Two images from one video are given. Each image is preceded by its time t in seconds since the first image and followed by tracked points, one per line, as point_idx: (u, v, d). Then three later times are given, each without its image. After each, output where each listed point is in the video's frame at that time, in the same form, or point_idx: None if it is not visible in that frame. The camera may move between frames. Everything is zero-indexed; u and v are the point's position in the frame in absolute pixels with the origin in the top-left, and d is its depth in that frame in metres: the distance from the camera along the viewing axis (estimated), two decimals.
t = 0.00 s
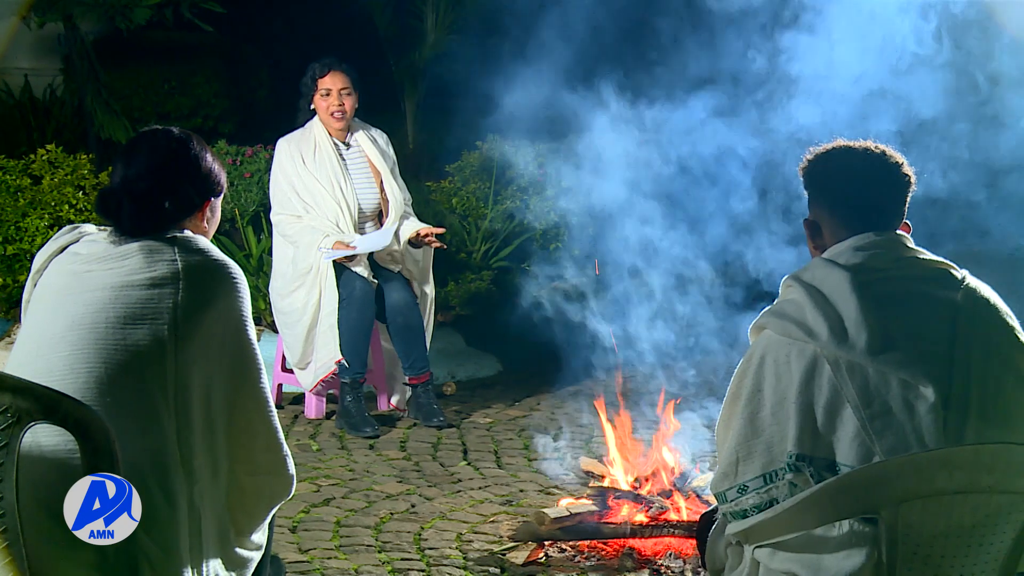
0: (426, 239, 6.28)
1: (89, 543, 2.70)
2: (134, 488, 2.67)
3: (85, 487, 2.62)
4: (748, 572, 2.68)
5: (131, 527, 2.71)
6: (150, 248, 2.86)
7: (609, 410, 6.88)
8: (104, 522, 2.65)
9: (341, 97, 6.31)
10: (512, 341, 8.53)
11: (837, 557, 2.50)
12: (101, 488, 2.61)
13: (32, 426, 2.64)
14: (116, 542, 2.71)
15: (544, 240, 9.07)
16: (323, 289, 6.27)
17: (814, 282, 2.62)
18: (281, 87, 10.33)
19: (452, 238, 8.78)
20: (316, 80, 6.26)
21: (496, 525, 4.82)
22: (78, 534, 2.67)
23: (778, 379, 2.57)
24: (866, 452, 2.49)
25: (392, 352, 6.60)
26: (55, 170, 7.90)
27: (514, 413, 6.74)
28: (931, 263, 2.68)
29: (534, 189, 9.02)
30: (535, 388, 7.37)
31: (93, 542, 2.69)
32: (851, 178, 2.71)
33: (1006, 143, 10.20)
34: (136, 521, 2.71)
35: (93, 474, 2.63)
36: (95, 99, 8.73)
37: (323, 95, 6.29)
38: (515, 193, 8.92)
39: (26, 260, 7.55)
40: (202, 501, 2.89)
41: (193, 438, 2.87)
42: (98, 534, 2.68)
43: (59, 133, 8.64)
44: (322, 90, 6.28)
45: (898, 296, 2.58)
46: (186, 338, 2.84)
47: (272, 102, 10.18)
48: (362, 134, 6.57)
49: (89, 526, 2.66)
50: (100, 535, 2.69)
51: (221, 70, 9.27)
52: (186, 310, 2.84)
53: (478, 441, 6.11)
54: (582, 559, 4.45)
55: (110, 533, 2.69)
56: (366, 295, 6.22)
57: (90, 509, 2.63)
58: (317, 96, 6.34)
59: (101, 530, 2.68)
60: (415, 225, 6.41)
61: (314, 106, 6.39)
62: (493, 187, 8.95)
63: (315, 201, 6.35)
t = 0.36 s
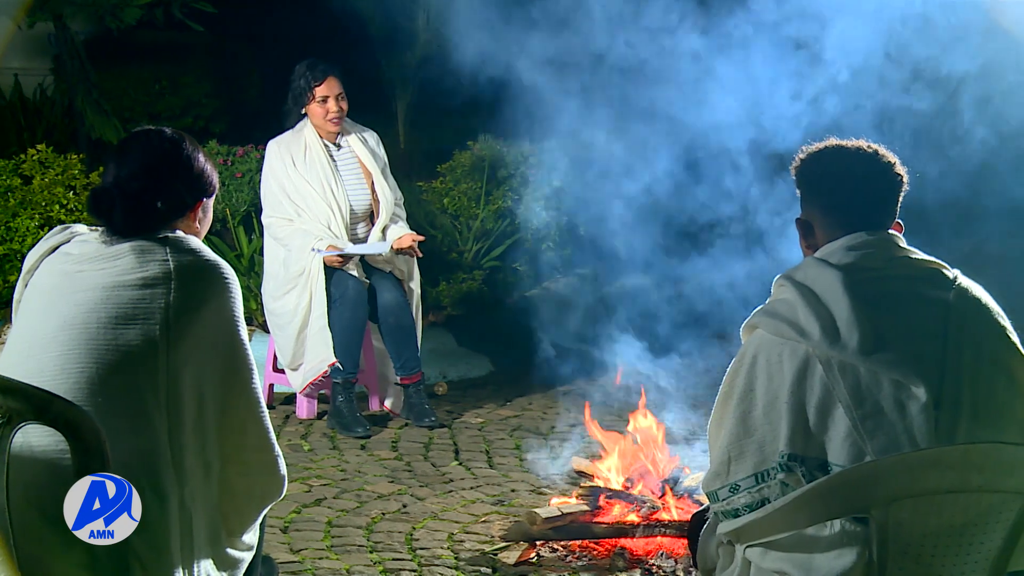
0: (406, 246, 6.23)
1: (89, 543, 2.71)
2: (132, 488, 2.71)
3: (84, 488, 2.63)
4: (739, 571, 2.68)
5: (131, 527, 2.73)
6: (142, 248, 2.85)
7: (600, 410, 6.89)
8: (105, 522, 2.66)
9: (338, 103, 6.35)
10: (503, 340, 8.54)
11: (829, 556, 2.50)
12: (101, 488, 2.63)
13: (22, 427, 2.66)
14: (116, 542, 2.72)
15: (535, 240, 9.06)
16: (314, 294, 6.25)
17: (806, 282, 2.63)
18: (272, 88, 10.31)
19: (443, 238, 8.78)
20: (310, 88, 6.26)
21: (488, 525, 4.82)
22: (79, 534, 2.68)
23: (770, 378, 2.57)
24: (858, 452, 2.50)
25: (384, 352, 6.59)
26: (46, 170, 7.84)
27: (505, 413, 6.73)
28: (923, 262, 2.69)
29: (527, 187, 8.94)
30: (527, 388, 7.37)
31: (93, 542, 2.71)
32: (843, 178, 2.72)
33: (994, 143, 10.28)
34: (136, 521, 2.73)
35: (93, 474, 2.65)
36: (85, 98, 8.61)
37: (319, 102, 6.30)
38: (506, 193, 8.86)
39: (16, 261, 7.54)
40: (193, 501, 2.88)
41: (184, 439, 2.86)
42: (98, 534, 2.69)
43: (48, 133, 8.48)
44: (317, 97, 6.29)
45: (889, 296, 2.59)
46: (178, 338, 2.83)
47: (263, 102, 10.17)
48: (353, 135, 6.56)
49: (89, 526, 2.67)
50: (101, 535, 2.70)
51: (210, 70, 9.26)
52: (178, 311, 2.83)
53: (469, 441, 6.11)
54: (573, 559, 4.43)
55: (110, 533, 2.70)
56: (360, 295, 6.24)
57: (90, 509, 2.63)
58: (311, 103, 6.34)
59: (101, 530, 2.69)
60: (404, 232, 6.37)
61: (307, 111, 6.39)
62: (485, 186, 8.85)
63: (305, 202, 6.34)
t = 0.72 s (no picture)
0: (398, 247, 6.23)
1: (89, 544, 2.72)
2: (134, 487, 2.75)
3: (84, 488, 2.67)
4: (733, 570, 2.69)
5: (131, 527, 2.75)
6: (138, 249, 2.84)
7: (593, 410, 6.90)
8: (105, 522, 2.69)
9: (330, 105, 6.32)
10: (497, 340, 8.55)
11: (821, 556, 2.51)
12: (102, 488, 2.67)
13: (15, 428, 2.66)
14: (116, 542, 2.74)
15: (528, 240, 9.05)
16: (306, 299, 6.27)
17: (799, 282, 2.64)
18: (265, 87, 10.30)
19: (436, 238, 8.80)
20: (303, 89, 6.24)
21: (481, 525, 4.82)
22: (78, 535, 2.70)
23: (763, 378, 2.58)
24: (851, 452, 2.51)
25: (377, 352, 6.59)
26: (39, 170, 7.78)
27: (498, 413, 6.73)
28: (916, 262, 2.70)
29: (520, 189, 8.93)
30: (520, 388, 7.37)
31: (93, 543, 2.72)
32: (837, 178, 2.73)
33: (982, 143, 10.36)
34: (136, 522, 2.75)
35: (94, 475, 2.70)
36: (78, 97, 8.60)
37: (311, 104, 6.27)
38: (500, 194, 8.83)
39: (9, 260, 7.52)
40: (186, 503, 2.87)
41: (178, 440, 2.85)
42: (98, 534, 2.71)
43: (41, 133, 8.31)
44: (309, 98, 6.26)
45: (882, 295, 2.60)
46: (173, 340, 2.82)
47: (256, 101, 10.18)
48: (344, 136, 6.54)
49: (89, 526, 2.70)
50: (100, 535, 2.72)
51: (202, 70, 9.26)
52: (173, 312, 2.82)
53: (462, 441, 6.11)
54: (566, 559, 4.45)
55: (110, 533, 2.73)
56: (352, 296, 6.19)
57: (90, 509, 2.66)
58: (302, 105, 6.31)
59: (101, 530, 2.71)
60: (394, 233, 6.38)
61: (298, 114, 6.36)
62: (478, 187, 8.85)
63: (296, 205, 6.32)
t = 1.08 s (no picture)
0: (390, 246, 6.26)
1: (89, 543, 2.72)
2: (134, 487, 2.74)
3: (84, 487, 2.66)
4: (726, 570, 2.68)
5: (131, 527, 2.75)
6: (133, 250, 2.83)
7: (587, 409, 6.90)
8: (105, 522, 2.68)
9: (320, 104, 6.32)
10: (491, 339, 8.56)
11: (814, 555, 2.51)
12: (101, 488, 2.66)
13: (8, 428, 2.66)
14: (116, 542, 2.74)
15: (522, 240, 8.98)
16: (300, 297, 6.25)
17: (792, 281, 2.64)
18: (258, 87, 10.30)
19: (429, 238, 8.81)
20: (292, 90, 6.25)
21: (474, 525, 4.82)
22: (78, 534, 2.70)
23: (756, 378, 2.58)
24: (844, 451, 2.51)
25: (370, 352, 6.58)
26: (31, 170, 7.76)
27: (491, 413, 6.73)
28: (909, 262, 2.70)
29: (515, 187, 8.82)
30: (514, 388, 7.37)
31: (93, 543, 2.72)
32: (830, 178, 2.73)
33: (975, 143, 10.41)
34: (136, 521, 2.75)
35: (93, 475, 2.69)
36: (70, 98, 8.50)
37: (301, 103, 6.27)
38: (494, 194, 8.76)
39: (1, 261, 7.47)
40: (180, 504, 2.86)
41: (172, 442, 2.85)
42: (98, 534, 2.70)
43: (33, 133, 8.24)
44: (299, 98, 6.26)
45: (876, 295, 2.61)
46: (168, 341, 2.81)
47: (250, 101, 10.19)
48: (335, 135, 6.53)
49: (89, 526, 2.69)
50: (100, 535, 2.71)
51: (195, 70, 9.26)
52: (168, 314, 2.82)
53: (456, 441, 6.11)
54: (559, 559, 4.44)
55: (110, 533, 2.72)
56: (346, 296, 6.23)
57: (90, 509, 2.66)
58: (292, 104, 6.30)
59: (101, 530, 2.70)
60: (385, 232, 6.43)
61: (289, 114, 6.36)
62: (471, 187, 8.77)
63: (288, 204, 6.31)
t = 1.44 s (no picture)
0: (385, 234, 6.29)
1: (88, 544, 2.72)
2: (134, 487, 2.76)
3: (84, 488, 2.66)
4: (719, 569, 2.70)
5: (131, 527, 2.76)
6: (124, 249, 2.82)
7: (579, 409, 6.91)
8: (105, 522, 2.70)
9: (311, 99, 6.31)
10: (483, 338, 8.57)
11: (807, 555, 2.53)
12: (102, 488, 2.68)
13: None
14: (116, 542, 2.74)
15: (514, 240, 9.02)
16: (291, 296, 6.22)
17: (784, 281, 2.65)
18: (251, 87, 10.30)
19: (421, 238, 8.83)
20: (282, 84, 6.23)
21: (467, 525, 4.82)
22: (78, 534, 2.70)
23: (748, 378, 2.58)
24: (836, 451, 2.52)
25: (362, 352, 6.57)
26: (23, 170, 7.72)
27: (484, 413, 6.73)
28: (901, 262, 2.71)
29: (506, 188, 8.81)
30: (507, 388, 7.37)
31: (93, 543, 2.72)
32: (821, 177, 2.74)
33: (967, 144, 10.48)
34: (136, 521, 2.76)
35: (93, 475, 2.70)
36: (61, 98, 8.44)
37: (292, 98, 6.27)
38: (486, 194, 8.76)
39: None
40: (171, 505, 2.86)
41: (163, 443, 2.84)
42: (98, 534, 2.71)
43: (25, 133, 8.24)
44: (290, 93, 6.25)
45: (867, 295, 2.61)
46: (159, 341, 2.81)
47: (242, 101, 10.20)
48: (327, 134, 6.54)
49: (90, 526, 2.70)
50: (101, 535, 2.71)
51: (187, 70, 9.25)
52: (159, 314, 2.81)
53: (448, 441, 6.10)
54: (552, 559, 4.45)
55: (110, 533, 2.72)
56: (337, 295, 6.23)
57: (90, 509, 2.67)
58: (284, 100, 6.30)
59: (101, 530, 2.71)
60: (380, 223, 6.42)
61: (281, 110, 6.35)
62: (464, 187, 8.79)
63: (279, 202, 6.30)
